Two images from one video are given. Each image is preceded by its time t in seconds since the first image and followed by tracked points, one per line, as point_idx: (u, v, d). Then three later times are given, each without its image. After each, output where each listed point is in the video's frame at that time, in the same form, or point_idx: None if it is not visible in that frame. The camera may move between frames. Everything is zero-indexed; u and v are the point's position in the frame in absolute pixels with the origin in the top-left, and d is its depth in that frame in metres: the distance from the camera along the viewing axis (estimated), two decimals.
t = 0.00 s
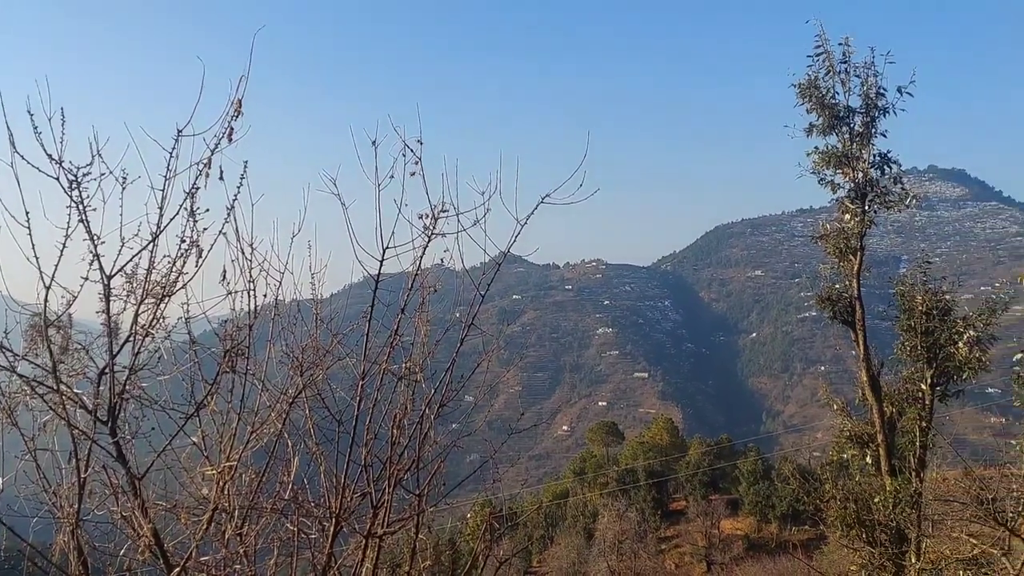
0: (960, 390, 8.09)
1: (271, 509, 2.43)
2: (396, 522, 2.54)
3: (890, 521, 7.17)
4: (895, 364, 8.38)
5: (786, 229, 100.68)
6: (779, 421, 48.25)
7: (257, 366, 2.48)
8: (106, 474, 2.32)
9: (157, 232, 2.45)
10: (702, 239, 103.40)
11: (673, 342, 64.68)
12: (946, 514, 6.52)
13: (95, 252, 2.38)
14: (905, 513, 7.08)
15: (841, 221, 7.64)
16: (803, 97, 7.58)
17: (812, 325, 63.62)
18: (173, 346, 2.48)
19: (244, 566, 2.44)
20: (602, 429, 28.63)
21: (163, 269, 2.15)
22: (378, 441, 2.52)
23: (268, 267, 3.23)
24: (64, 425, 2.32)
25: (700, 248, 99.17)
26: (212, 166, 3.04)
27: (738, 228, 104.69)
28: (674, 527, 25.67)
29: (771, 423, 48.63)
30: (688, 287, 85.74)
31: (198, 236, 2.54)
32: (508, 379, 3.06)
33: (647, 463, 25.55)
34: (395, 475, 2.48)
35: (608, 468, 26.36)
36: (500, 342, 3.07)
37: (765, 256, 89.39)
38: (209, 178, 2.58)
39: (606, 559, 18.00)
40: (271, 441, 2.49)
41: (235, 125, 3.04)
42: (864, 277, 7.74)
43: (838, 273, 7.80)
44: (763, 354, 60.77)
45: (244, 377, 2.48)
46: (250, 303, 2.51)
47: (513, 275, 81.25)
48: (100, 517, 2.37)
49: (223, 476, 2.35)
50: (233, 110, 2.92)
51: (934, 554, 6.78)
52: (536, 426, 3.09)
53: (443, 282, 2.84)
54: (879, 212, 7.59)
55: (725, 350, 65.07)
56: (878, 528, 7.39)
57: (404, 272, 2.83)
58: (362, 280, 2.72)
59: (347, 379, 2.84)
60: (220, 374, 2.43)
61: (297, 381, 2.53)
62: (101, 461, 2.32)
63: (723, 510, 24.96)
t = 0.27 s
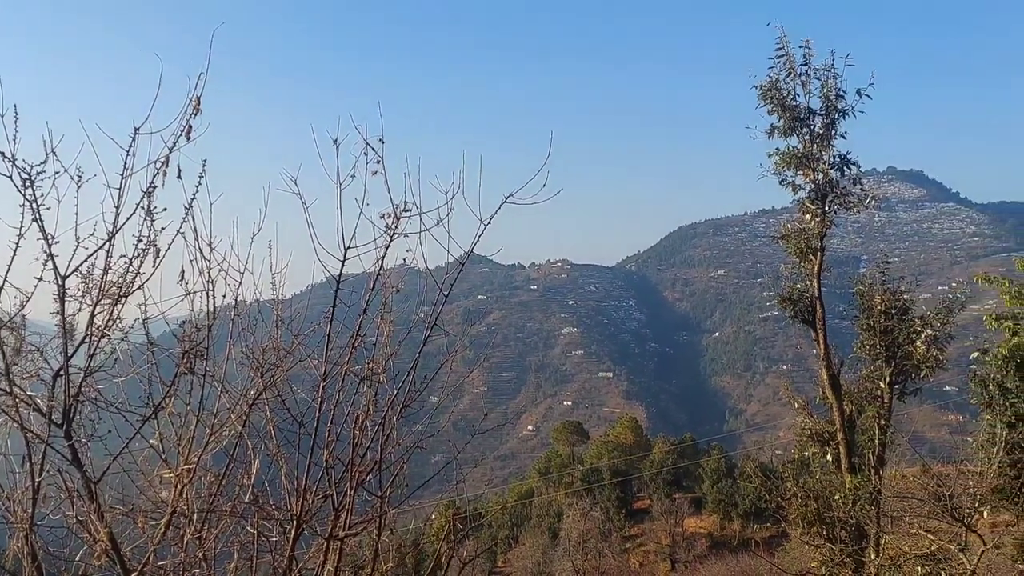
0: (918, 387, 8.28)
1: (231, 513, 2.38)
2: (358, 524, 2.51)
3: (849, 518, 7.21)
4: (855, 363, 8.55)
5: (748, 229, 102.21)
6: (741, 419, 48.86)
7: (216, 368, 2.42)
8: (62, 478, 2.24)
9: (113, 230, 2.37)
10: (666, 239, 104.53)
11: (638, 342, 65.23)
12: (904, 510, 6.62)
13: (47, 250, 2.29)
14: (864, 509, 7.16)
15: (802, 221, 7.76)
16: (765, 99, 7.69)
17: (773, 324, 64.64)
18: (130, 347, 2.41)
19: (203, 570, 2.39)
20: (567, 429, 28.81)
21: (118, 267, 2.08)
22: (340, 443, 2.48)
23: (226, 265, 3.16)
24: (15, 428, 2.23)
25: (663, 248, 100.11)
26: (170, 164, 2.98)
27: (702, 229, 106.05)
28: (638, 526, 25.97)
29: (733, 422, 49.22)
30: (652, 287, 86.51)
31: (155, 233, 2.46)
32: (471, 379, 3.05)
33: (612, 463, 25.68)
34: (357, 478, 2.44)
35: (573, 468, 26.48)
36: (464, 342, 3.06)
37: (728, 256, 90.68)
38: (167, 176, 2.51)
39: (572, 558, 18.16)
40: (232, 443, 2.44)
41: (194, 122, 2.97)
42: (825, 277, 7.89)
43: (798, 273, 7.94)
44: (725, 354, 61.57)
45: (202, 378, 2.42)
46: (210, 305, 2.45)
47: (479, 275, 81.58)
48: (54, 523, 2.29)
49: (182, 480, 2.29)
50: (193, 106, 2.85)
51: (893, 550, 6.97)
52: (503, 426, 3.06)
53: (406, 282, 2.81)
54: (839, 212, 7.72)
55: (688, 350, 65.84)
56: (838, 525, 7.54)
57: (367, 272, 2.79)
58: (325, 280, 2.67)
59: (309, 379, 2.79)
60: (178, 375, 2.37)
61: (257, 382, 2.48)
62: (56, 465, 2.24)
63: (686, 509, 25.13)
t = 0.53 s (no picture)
0: (873, 384, 8.49)
1: (188, 512, 2.33)
2: (317, 523, 2.51)
3: (807, 512, 7.40)
4: (813, 360, 8.71)
5: (709, 228, 103.66)
6: (701, 416, 49.51)
7: (172, 366, 2.37)
8: (11, 479, 2.16)
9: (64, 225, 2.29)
10: (628, 237, 105.47)
11: (600, 339, 65.70)
12: (861, 504, 6.81)
13: None
14: (821, 504, 7.29)
15: (760, 220, 7.90)
16: (725, 98, 7.80)
17: (733, 322, 65.64)
18: (82, 345, 2.33)
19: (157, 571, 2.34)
20: (530, 426, 28.92)
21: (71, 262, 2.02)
22: (299, 442, 2.46)
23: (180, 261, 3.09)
24: None
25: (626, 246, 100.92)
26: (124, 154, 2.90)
27: (664, 227, 107.23)
28: (601, 522, 26.23)
29: (693, 419, 49.84)
30: (615, 284, 87.18)
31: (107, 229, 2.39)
32: (431, 377, 3.05)
33: (574, 460, 25.85)
34: (314, 477, 2.44)
35: (536, 465, 26.57)
36: (426, 341, 3.05)
37: (689, 254, 91.85)
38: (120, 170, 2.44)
39: (534, 555, 18.24)
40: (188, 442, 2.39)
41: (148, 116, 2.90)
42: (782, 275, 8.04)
43: (757, 271, 8.09)
44: (685, 351, 62.36)
45: (158, 376, 2.36)
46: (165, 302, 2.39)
47: (442, 272, 81.28)
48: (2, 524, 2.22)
49: (137, 480, 2.24)
50: (148, 99, 2.78)
51: (849, 544, 7.09)
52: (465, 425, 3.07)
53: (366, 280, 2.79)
54: (798, 211, 7.86)
55: (650, 347, 66.55)
56: (795, 520, 7.73)
57: (325, 271, 2.76)
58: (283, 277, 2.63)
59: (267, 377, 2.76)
60: (132, 374, 2.31)
61: (214, 380, 2.43)
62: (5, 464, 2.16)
63: (649, 505, 25.34)
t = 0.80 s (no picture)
0: (841, 385, 8.62)
1: (154, 516, 2.29)
2: (285, 526, 2.49)
3: (776, 513, 7.65)
4: (782, 361, 8.80)
5: (679, 230, 104.72)
6: (671, 416, 49.98)
7: (138, 367, 2.32)
8: None
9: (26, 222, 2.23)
10: (600, 239, 106.12)
11: (572, 340, 65.95)
12: (829, 504, 6.79)
13: None
14: (789, 504, 7.57)
15: (730, 222, 7.99)
16: (695, 101, 7.87)
17: (703, 323, 66.31)
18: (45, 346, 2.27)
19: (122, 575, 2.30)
20: (501, 427, 28.93)
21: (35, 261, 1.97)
22: (267, 444, 2.42)
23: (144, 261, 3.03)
24: None
25: (598, 247, 101.44)
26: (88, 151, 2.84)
27: (635, 228, 108.05)
28: (572, 523, 26.33)
29: (663, 419, 50.27)
30: (586, 286, 87.60)
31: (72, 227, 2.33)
32: (400, 378, 3.04)
33: (545, 461, 25.91)
34: (283, 479, 2.41)
35: (507, 466, 26.59)
36: (397, 342, 3.02)
37: (659, 255, 92.67)
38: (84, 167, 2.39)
39: (505, 557, 18.23)
40: (155, 444, 2.34)
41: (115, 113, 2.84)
42: (751, 277, 8.13)
43: (726, 272, 8.16)
44: (656, 353, 62.88)
45: (123, 378, 2.31)
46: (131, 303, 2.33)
47: (413, 272, 80.93)
48: None
49: (102, 483, 2.19)
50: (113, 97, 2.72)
51: (817, 545, 7.12)
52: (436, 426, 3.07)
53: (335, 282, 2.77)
54: (767, 213, 7.95)
55: (621, 348, 66.99)
56: (764, 520, 7.86)
57: (294, 271, 2.73)
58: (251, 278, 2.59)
59: (234, 379, 2.72)
60: (97, 375, 2.25)
61: (181, 381, 2.39)
62: None
63: (619, 506, 25.48)
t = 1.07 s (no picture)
0: (808, 385, 8.76)
1: (115, 521, 2.25)
2: (250, 532, 2.46)
3: (745, 513, 7.73)
4: (749, 362, 8.89)
5: (649, 232, 105.62)
6: (641, 417, 50.36)
7: (99, 370, 2.28)
8: None
9: None
10: (571, 241, 106.59)
11: (543, 342, 66.14)
12: (795, 504, 6.93)
13: None
14: (758, 504, 7.63)
15: (699, 223, 8.08)
16: (665, 104, 7.94)
17: (673, 324, 66.92)
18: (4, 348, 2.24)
19: None
20: (472, 429, 28.87)
21: None
22: (233, 447, 2.39)
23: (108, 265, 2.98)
24: None
25: (568, 249, 101.80)
26: (48, 148, 2.78)
27: (605, 230, 108.72)
28: (542, 525, 26.37)
29: (634, 420, 50.67)
30: (557, 287, 87.91)
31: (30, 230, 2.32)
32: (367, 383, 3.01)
33: (516, 463, 25.93)
34: (249, 484, 2.36)
35: (477, 469, 26.56)
36: (366, 343, 3.00)
37: (630, 257, 93.36)
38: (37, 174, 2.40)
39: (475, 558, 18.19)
40: (119, 447, 2.30)
41: (77, 110, 2.78)
42: (720, 278, 8.22)
43: (696, 274, 8.24)
44: (626, 354, 63.34)
45: (84, 382, 2.27)
46: (92, 308, 2.29)
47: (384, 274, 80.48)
48: None
49: (63, 488, 2.15)
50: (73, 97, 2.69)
51: (784, 544, 7.29)
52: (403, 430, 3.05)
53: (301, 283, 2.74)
54: (735, 215, 8.05)
55: (592, 350, 67.35)
56: (733, 521, 7.92)
57: (262, 273, 2.69)
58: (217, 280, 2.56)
59: (200, 382, 2.67)
60: (59, 379, 2.21)
61: (145, 385, 2.35)
62: None
63: (590, 507, 25.58)
